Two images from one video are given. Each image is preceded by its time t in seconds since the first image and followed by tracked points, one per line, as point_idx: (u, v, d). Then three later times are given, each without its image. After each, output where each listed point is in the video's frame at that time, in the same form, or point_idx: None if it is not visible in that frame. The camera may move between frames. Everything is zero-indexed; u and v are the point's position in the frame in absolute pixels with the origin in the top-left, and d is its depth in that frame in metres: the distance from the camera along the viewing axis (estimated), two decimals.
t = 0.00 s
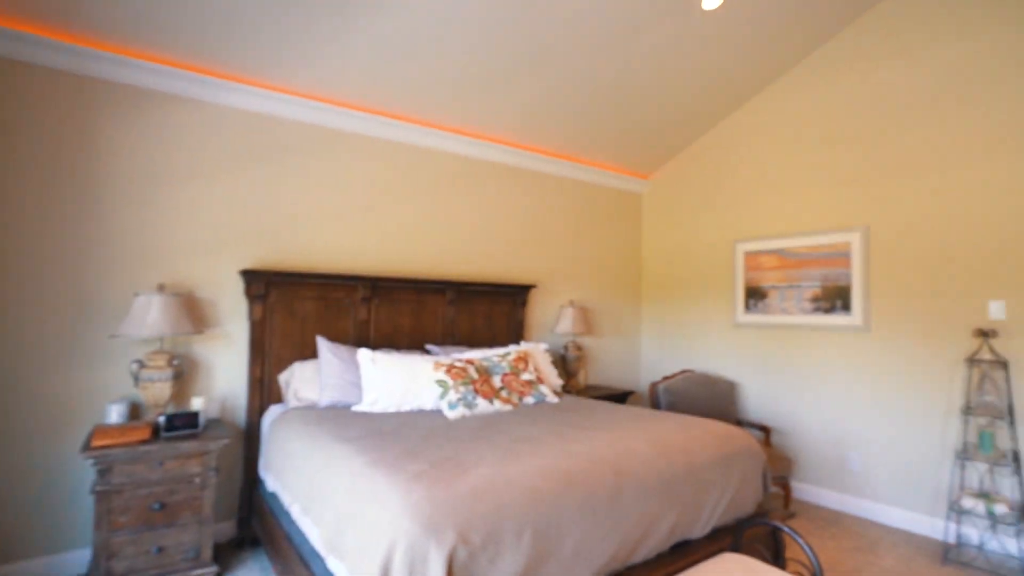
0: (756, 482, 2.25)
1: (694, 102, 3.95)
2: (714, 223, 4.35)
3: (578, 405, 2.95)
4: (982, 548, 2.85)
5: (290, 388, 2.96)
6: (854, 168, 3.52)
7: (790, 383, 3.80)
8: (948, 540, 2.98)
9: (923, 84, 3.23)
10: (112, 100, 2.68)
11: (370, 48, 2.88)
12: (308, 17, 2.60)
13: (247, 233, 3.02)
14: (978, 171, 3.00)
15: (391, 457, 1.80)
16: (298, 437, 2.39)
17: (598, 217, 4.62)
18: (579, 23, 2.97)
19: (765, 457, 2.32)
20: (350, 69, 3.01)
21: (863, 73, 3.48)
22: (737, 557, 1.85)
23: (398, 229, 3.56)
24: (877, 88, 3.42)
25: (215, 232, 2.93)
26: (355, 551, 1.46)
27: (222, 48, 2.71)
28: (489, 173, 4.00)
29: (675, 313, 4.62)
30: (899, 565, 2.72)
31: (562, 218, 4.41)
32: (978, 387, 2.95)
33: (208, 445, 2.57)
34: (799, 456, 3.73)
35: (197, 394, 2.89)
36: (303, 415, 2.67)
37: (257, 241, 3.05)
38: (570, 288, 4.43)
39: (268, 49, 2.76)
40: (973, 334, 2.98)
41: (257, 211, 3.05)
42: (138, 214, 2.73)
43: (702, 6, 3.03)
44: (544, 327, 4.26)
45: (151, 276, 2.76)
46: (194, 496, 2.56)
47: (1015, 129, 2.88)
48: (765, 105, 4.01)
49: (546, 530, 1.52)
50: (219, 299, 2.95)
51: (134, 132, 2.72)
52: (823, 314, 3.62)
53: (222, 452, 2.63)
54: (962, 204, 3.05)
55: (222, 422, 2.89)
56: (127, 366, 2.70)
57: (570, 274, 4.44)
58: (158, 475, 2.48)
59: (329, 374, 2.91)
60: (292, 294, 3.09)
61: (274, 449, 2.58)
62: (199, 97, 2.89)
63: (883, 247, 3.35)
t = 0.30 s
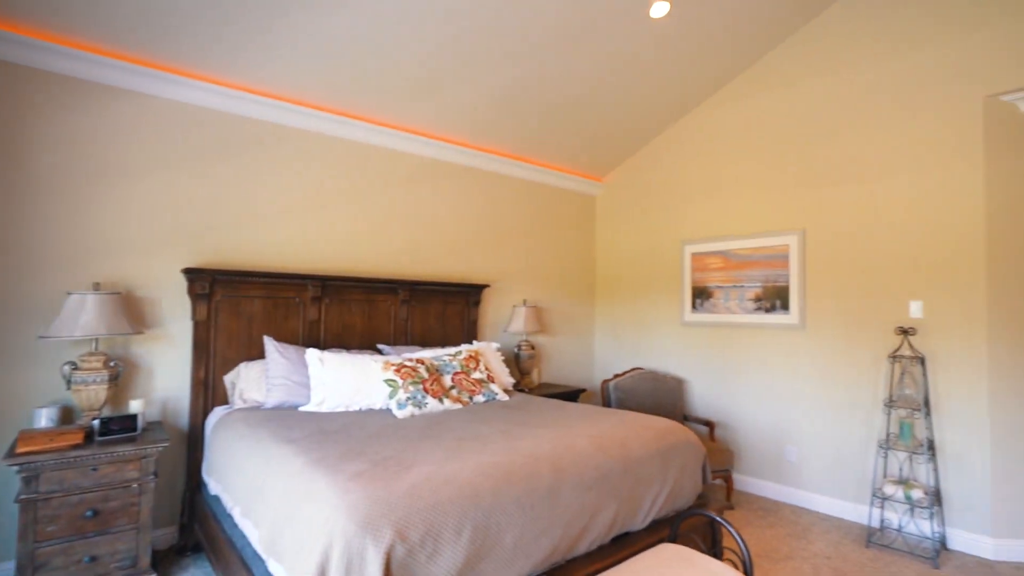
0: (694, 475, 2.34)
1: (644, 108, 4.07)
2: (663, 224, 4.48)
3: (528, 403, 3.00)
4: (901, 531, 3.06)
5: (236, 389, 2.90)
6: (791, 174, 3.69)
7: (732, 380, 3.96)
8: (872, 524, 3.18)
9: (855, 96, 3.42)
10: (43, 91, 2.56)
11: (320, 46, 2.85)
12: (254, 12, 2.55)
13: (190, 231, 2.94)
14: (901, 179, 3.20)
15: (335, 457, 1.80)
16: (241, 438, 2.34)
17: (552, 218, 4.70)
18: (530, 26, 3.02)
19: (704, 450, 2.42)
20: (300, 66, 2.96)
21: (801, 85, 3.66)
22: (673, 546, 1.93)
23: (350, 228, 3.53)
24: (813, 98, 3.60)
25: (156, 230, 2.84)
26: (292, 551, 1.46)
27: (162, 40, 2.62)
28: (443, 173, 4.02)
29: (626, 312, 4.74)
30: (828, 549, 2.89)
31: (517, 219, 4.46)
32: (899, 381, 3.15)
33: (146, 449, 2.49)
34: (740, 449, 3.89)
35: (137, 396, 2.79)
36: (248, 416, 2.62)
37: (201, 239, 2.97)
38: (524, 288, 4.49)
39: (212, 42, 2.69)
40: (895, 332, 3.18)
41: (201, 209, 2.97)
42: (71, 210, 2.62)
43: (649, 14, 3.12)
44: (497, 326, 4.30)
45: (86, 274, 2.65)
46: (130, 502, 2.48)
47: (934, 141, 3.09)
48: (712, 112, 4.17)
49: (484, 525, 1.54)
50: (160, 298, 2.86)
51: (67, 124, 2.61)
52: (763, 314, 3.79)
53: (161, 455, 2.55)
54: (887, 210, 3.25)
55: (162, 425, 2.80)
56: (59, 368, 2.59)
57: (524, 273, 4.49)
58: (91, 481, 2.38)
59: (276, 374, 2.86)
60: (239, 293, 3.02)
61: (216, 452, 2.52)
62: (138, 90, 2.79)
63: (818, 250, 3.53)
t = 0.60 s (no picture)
0: (641, 469, 2.41)
1: (600, 111, 4.15)
2: (618, 225, 4.58)
3: (481, 401, 3.02)
4: (836, 518, 3.24)
5: (182, 390, 2.82)
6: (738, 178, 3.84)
7: (682, 377, 4.08)
8: (810, 513, 3.35)
9: (796, 105, 3.58)
10: None
11: (272, 41, 2.80)
12: (202, 4, 2.50)
13: (134, 227, 2.85)
14: (838, 185, 3.37)
15: (280, 456, 1.78)
16: (185, 439, 2.28)
17: (510, 218, 4.74)
18: (487, 27, 3.05)
19: (651, 445, 2.50)
20: (251, 60, 2.91)
21: (748, 92, 3.81)
22: (617, 538, 1.99)
23: (303, 225, 3.48)
24: (758, 106, 3.76)
25: (97, 225, 2.74)
26: (232, 551, 1.44)
27: (104, 28, 2.53)
28: (400, 171, 4.01)
29: (582, 311, 4.82)
30: (769, 538, 3.02)
31: (474, 218, 4.49)
32: (835, 377, 3.32)
33: (82, 453, 2.40)
34: (689, 443, 4.02)
35: (74, 397, 2.68)
36: (193, 416, 2.56)
37: (146, 235, 2.88)
38: (482, 287, 4.51)
39: (158, 32, 2.61)
40: (831, 330, 3.35)
41: (146, 203, 2.88)
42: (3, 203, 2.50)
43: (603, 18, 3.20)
44: (455, 325, 4.31)
45: (19, 270, 2.54)
46: (65, 508, 2.38)
47: (867, 150, 3.27)
48: (664, 117, 4.29)
49: (428, 521, 1.56)
50: (100, 296, 2.75)
51: None
52: (712, 313, 3.91)
53: (99, 459, 2.45)
54: (826, 214, 3.41)
55: (101, 427, 2.70)
56: None
57: (482, 273, 4.52)
58: (22, 487, 2.28)
59: (224, 374, 2.79)
60: (186, 291, 2.94)
61: (159, 454, 2.44)
62: (78, 79, 2.68)
63: (762, 251, 3.69)
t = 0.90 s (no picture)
0: (590, 465, 2.47)
1: (557, 112, 4.21)
2: (574, 226, 4.66)
3: (436, 399, 3.03)
4: (778, 508, 3.40)
5: (123, 391, 2.72)
6: (689, 181, 3.95)
7: (635, 375, 4.18)
8: (754, 504, 3.49)
9: (744, 112, 3.71)
10: None
11: (221, 35, 2.74)
12: None
13: (72, 222, 2.73)
14: (782, 189, 3.52)
15: (222, 457, 1.75)
16: (124, 441, 2.21)
17: (468, 217, 4.75)
18: (443, 28, 3.06)
19: (600, 441, 2.56)
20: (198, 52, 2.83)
21: (699, 98, 3.93)
22: (564, 532, 2.03)
23: (254, 222, 3.41)
24: (708, 112, 3.88)
25: (31, 220, 2.61)
26: (168, 554, 1.41)
27: (40, 15, 2.42)
28: (355, 169, 3.96)
29: (540, 310, 4.87)
30: (715, 529, 3.13)
31: (432, 217, 4.47)
32: (777, 373, 3.46)
33: (12, 458, 2.29)
34: (642, 439, 4.12)
35: (5, 400, 2.55)
36: (135, 418, 2.47)
37: (85, 231, 2.77)
38: (439, 286, 4.51)
39: (99, 22, 2.51)
40: (774, 328, 3.50)
41: (85, 198, 2.77)
42: None
43: (559, 22, 3.25)
44: (411, 324, 4.29)
45: None
46: None
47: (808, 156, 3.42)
48: (620, 120, 4.38)
49: (372, 520, 1.57)
50: (34, 294, 2.63)
51: None
52: (664, 312, 4.02)
53: (31, 465, 2.34)
54: (770, 217, 3.56)
55: (34, 431, 2.58)
56: None
57: (440, 272, 4.52)
58: None
59: (168, 374, 2.71)
60: (129, 289, 2.83)
61: (96, 458, 2.35)
62: (11, 66, 2.55)
63: (711, 252, 3.81)
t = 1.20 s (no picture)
0: (546, 461, 2.51)
1: (518, 113, 4.23)
2: (536, 226, 4.69)
3: (394, 398, 3.01)
4: (729, 501, 3.51)
5: (65, 393, 2.61)
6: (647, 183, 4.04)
7: (595, 373, 4.24)
8: (706, 497, 3.60)
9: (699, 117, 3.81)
10: None
11: (171, 26, 2.65)
12: None
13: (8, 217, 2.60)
14: (735, 192, 3.63)
15: (167, 458, 1.71)
16: (63, 444, 2.12)
17: (429, 216, 4.73)
18: (403, 26, 3.04)
19: (556, 437, 2.60)
20: (148, 43, 2.74)
21: (657, 102, 4.01)
22: (518, 528, 2.06)
23: (207, 219, 3.32)
24: (665, 115, 3.97)
25: None
26: (106, 557, 1.38)
27: None
28: (314, 166, 3.90)
29: (502, 309, 4.89)
30: (668, 522, 3.21)
31: (393, 216, 4.44)
32: (729, 369, 3.57)
33: None
34: (600, 436, 4.19)
35: None
36: (76, 421, 2.38)
37: (22, 226, 2.65)
38: (400, 285, 4.48)
39: (38, 8, 2.40)
40: (727, 327, 3.61)
41: (22, 192, 2.64)
42: None
43: (520, 24, 3.28)
44: (371, 323, 4.25)
45: None
46: None
47: (759, 161, 3.54)
48: (581, 122, 4.44)
49: (321, 518, 1.56)
50: None
51: None
52: (623, 311, 4.10)
53: None
54: (723, 218, 3.67)
55: None
56: None
57: (400, 270, 4.49)
58: None
59: (113, 375, 2.61)
60: (71, 287, 2.72)
61: (34, 463, 2.25)
62: None
63: (668, 252, 3.90)
